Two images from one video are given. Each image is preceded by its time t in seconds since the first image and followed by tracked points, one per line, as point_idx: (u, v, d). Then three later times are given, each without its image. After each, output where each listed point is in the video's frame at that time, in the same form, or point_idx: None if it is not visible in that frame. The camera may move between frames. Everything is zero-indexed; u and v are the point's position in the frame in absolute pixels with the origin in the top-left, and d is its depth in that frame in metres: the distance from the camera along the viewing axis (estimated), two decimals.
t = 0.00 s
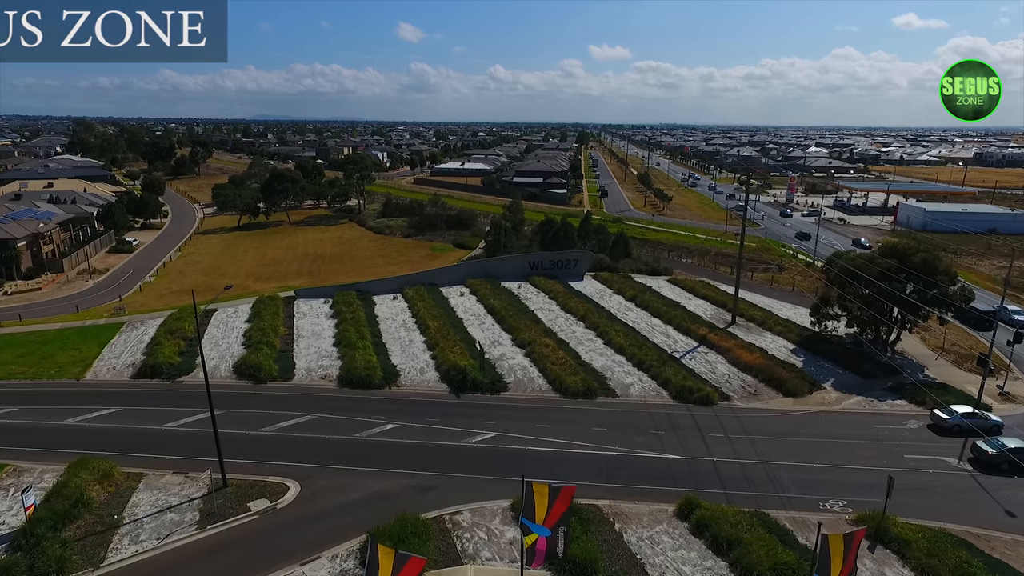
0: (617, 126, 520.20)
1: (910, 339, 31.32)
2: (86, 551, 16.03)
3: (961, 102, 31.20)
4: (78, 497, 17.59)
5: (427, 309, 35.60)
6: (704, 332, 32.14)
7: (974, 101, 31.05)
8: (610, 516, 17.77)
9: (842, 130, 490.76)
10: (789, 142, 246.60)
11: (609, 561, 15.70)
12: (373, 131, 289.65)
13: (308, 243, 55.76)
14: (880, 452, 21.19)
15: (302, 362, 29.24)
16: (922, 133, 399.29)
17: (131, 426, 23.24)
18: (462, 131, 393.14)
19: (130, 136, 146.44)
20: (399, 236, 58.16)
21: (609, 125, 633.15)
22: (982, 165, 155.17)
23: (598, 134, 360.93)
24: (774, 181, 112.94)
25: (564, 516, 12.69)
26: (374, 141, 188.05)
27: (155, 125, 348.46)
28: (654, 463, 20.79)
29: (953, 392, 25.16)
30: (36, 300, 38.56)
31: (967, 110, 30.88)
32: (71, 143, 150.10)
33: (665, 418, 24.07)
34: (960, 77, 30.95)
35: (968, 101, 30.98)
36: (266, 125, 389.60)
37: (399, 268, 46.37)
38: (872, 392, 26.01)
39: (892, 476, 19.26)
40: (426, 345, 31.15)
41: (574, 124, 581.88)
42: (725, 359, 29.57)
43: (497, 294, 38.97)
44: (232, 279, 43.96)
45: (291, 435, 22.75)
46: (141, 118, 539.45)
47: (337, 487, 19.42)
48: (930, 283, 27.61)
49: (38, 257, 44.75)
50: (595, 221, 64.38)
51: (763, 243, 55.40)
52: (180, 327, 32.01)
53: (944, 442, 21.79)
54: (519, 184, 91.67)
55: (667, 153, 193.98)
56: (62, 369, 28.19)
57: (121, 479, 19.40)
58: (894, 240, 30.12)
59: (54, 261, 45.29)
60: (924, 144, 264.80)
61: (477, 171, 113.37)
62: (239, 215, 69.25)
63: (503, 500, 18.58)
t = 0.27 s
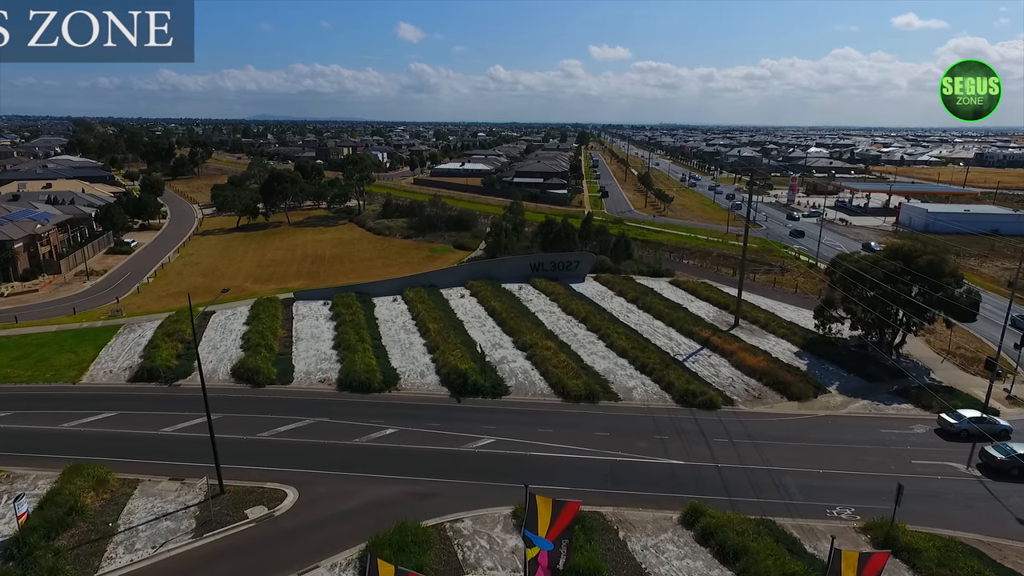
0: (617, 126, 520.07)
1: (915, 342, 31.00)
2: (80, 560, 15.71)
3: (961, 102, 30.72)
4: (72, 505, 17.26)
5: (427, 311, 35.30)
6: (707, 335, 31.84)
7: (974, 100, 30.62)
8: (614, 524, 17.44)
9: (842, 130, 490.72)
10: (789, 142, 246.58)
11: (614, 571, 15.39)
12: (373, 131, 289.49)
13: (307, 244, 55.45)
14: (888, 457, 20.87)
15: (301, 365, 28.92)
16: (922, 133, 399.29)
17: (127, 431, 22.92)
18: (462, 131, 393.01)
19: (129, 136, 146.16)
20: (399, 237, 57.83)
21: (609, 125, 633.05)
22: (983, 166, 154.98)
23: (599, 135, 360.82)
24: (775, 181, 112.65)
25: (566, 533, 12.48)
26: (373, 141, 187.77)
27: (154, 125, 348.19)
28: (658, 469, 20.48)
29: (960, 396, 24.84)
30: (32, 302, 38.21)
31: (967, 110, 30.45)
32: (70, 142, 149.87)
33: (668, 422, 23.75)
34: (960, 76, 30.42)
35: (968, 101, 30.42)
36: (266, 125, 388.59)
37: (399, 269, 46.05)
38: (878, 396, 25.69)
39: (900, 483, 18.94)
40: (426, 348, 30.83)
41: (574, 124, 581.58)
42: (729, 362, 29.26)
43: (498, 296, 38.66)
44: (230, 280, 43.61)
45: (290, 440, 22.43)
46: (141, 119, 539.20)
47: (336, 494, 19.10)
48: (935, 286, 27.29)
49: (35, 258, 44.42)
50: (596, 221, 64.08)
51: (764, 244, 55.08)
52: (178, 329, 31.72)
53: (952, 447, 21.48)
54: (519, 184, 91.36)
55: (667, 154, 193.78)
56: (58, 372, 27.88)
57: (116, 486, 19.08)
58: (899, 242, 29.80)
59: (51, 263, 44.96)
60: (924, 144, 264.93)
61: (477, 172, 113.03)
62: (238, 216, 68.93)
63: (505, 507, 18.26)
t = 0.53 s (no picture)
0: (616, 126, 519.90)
1: (919, 344, 30.77)
2: (74, 568, 15.44)
3: (961, 102, 30.67)
4: (66, 512, 17.00)
5: (427, 313, 35.05)
6: (709, 337, 31.59)
7: (974, 100, 30.67)
8: (617, 530, 17.18)
9: (842, 130, 491.01)
10: (789, 142, 246.21)
11: None
12: (373, 131, 289.89)
13: (307, 245, 55.20)
14: (894, 462, 20.63)
15: (300, 368, 28.65)
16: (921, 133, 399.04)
17: (124, 435, 22.66)
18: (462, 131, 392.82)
19: (128, 136, 145.94)
20: (399, 237, 57.58)
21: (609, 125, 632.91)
22: (983, 166, 154.85)
23: (598, 134, 361.11)
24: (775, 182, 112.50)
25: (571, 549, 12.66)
26: (373, 141, 187.59)
27: (154, 125, 348.29)
28: (661, 474, 20.23)
29: (966, 399, 24.60)
30: (29, 304, 37.93)
31: (967, 110, 30.46)
32: (69, 143, 149.64)
33: (671, 426, 23.50)
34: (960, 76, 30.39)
35: (968, 102, 30.43)
36: (266, 125, 388.35)
37: (398, 270, 45.80)
38: (882, 399, 25.47)
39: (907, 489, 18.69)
40: (426, 350, 30.57)
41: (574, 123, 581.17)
42: (731, 364, 29.01)
43: (498, 298, 38.42)
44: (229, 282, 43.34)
45: (288, 444, 22.18)
46: (141, 119, 539.56)
47: (336, 499, 18.84)
48: (941, 287, 27.03)
49: (32, 259, 44.14)
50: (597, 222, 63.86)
51: (766, 245, 54.87)
52: (175, 331, 31.48)
53: (959, 452, 21.23)
54: (519, 185, 91.15)
55: (667, 154, 193.69)
56: (54, 375, 27.59)
57: (112, 491, 18.82)
58: (903, 244, 29.62)
59: (49, 264, 44.69)
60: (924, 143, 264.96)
61: (478, 172, 112.81)
62: (237, 216, 68.65)
63: (507, 514, 18.01)
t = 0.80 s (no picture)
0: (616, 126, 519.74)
1: (924, 347, 30.48)
2: None
3: (961, 102, 30.50)
4: (60, 521, 16.70)
5: (428, 315, 34.76)
6: (712, 340, 31.29)
7: (974, 100, 30.40)
8: (621, 539, 16.88)
9: (842, 130, 491.21)
10: (789, 142, 245.89)
11: None
12: (373, 131, 289.91)
13: (306, 246, 54.90)
14: (900, 468, 20.35)
15: (298, 371, 28.35)
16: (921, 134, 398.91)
17: (120, 440, 22.36)
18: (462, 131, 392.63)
19: (127, 136, 145.60)
20: (398, 239, 57.27)
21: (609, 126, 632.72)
22: (984, 166, 154.62)
23: (598, 134, 360.90)
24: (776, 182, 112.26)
25: (573, 563, 13.31)
26: (373, 142, 187.30)
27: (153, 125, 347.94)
28: (665, 480, 19.93)
29: (973, 403, 24.32)
30: (26, 306, 37.60)
31: (967, 110, 30.22)
32: (68, 142, 149.22)
33: (675, 431, 23.21)
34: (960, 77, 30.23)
35: (968, 101, 30.26)
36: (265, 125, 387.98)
37: (398, 272, 45.52)
38: (888, 403, 25.19)
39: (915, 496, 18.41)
40: (427, 353, 30.28)
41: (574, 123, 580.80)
42: (735, 368, 28.72)
43: (499, 300, 38.14)
44: (228, 283, 43.02)
45: (286, 450, 21.88)
46: (141, 119, 539.20)
47: (335, 507, 18.54)
48: (947, 290, 26.69)
49: (29, 261, 43.80)
50: (598, 223, 63.56)
51: (767, 246, 54.59)
52: (173, 334, 31.19)
53: (966, 458, 20.93)
54: (519, 185, 90.88)
55: (667, 154, 193.48)
56: (51, 379, 27.28)
57: (107, 499, 18.51)
58: (909, 246, 29.34)
59: (47, 265, 44.37)
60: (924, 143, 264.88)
61: (478, 172, 112.52)
62: (236, 217, 68.32)
63: (509, 521, 17.71)
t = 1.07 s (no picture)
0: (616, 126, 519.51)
1: (929, 349, 30.18)
2: None
3: (961, 102, 29.98)
4: (54, 529, 16.40)
5: (428, 317, 34.47)
6: (715, 342, 31.01)
7: (973, 100, 29.84)
8: (625, 547, 16.58)
9: (842, 130, 491.20)
10: (789, 142, 245.61)
11: None
12: (373, 131, 289.82)
13: (306, 247, 54.59)
14: (908, 474, 20.05)
15: (297, 374, 28.04)
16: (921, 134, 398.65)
17: (116, 445, 22.06)
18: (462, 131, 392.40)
19: (126, 136, 145.27)
20: (398, 239, 56.97)
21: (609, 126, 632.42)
22: (984, 166, 154.47)
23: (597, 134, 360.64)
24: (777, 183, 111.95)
25: None
26: (373, 142, 187.13)
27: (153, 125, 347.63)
28: (669, 487, 19.63)
29: (979, 407, 24.02)
30: (23, 308, 37.30)
31: (967, 110, 29.69)
32: (67, 143, 148.96)
33: (678, 435, 22.91)
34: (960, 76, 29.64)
35: (969, 101, 29.68)
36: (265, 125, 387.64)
37: (398, 273, 45.22)
38: (893, 407, 24.90)
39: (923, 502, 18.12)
40: (426, 356, 29.98)
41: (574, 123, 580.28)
42: (738, 371, 28.43)
43: (500, 301, 37.83)
44: (226, 285, 42.72)
45: (285, 455, 21.59)
46: (140, 119, 539.05)
47: (334, 514, 18.24)
48: (953, 292, 26.32)
49: (26, 262, 43.48)
50: (599, 224, 63.27)
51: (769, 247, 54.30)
52: (171, 337, 30.89)
53: (974, 463, 20.64)
54: (520, 185, 90.58)
55: (667, 154, 193.22)
56: (46, 383, 26.97)
57: (102, 506, 18.21)
58: (914, 248, 29.02)
59: (44, 267, 44.04)
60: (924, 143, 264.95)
61: (478, 172, 112.20)
62: (235, 218, 68.00)
63: (511, 529, 17.40)
